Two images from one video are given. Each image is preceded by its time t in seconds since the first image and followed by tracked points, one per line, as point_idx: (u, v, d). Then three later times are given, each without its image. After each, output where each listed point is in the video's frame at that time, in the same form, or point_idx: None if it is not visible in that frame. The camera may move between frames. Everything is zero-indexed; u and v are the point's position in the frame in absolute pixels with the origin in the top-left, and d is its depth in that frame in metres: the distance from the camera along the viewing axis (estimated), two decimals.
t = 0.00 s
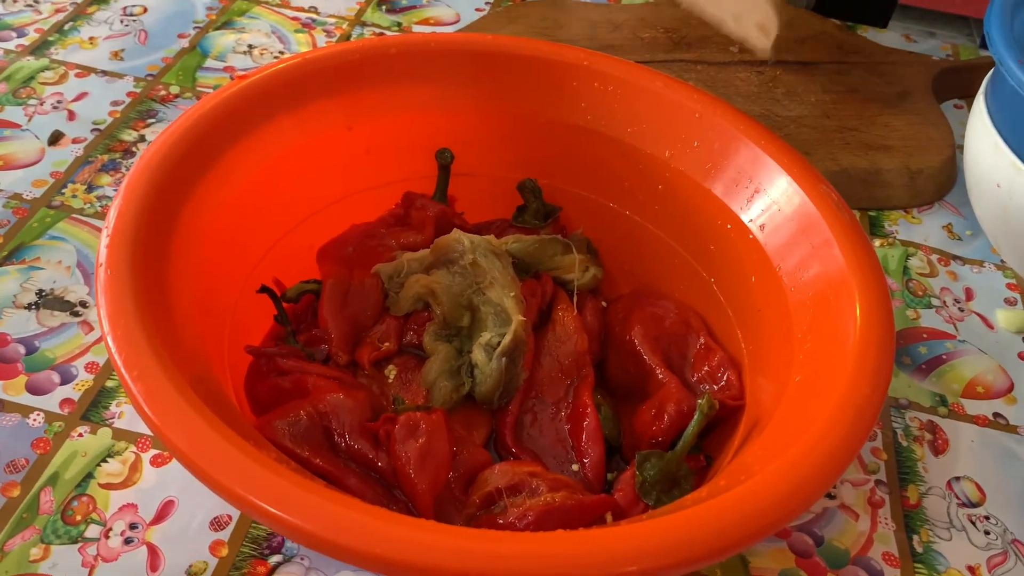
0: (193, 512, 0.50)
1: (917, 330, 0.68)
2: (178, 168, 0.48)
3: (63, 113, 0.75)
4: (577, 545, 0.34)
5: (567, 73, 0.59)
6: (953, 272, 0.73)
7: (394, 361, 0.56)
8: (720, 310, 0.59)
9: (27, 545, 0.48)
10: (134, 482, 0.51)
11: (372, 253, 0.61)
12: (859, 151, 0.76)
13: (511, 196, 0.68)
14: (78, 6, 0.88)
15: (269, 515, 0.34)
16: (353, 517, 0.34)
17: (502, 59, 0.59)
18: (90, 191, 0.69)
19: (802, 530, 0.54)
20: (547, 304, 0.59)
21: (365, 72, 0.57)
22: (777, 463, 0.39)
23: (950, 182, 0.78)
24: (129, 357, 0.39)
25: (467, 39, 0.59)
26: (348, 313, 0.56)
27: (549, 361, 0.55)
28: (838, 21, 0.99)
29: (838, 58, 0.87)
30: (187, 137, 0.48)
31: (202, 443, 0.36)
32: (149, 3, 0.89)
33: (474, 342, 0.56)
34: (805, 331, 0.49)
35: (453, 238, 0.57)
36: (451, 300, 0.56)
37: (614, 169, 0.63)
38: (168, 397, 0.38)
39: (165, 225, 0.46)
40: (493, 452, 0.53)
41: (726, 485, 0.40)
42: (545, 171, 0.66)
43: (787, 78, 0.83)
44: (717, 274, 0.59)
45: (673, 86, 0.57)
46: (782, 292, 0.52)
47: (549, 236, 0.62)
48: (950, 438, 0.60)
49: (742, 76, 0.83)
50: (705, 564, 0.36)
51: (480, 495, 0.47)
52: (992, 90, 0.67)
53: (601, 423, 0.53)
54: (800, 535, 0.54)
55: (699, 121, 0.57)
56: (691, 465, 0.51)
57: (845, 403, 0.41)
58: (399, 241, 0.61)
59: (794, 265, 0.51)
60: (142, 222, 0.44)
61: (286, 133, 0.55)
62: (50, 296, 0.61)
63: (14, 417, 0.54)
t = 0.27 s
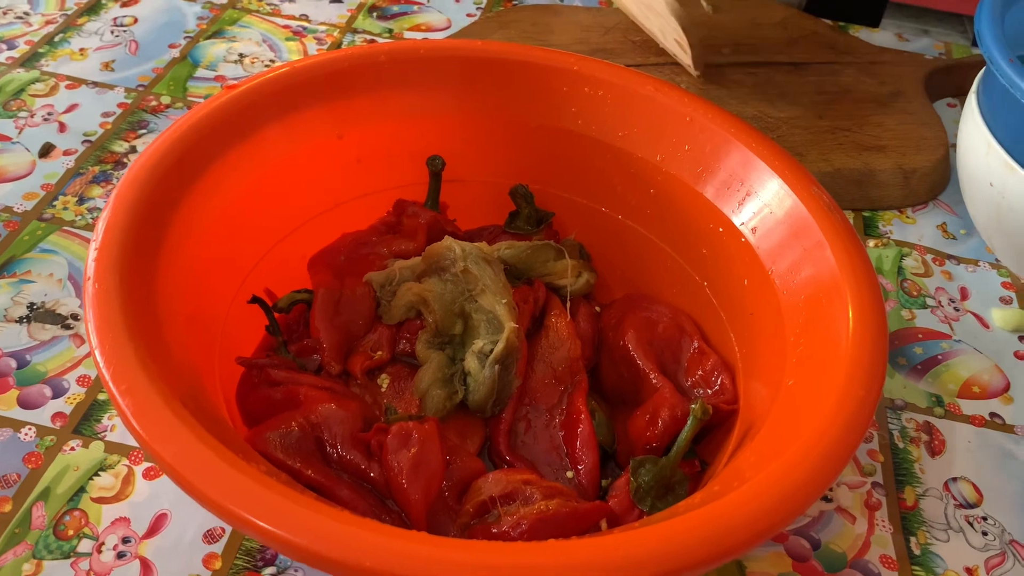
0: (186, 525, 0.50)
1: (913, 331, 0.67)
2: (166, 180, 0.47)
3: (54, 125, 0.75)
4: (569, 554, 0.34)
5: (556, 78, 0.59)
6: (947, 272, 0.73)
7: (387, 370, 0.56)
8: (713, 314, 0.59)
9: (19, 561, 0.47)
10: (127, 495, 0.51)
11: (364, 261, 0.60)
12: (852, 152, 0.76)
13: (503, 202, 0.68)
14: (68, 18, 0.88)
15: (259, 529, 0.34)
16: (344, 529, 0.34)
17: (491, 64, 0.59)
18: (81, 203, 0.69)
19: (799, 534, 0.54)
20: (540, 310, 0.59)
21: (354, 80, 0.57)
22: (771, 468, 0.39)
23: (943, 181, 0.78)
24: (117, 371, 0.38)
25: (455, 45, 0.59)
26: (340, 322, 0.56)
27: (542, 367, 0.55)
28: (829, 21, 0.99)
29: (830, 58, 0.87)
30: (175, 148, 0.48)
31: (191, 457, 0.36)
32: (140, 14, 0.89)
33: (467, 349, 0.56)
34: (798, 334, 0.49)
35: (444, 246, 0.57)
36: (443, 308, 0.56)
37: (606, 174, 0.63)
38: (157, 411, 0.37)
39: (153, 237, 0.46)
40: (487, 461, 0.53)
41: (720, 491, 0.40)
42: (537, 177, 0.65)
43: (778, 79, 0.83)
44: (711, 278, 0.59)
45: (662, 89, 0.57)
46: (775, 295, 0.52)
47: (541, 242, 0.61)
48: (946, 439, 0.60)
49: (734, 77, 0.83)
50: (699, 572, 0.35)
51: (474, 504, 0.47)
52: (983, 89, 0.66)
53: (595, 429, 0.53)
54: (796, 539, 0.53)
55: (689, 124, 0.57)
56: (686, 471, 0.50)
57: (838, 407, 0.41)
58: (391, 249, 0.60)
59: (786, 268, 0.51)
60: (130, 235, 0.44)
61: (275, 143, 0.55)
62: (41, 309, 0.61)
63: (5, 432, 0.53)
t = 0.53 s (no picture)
0: (175, 539, 0.49)
1: (905, 334, 0.67)
2: (150, 193, 0.47)
3: (41, 136, 0.75)
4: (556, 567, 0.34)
5: (544, 84, 0.59)
6: (939, 274, 0.73)
7: (376, 380, 0.55)
8: (703, 319, 0.59)
9: None
10: (115, 510, 0.50)
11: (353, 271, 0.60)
12: (843, 154, 0.76)
13: (493, 209, 0.68)
14: (55, 28, 0.88)
15: (244, 545, 0.34)
16: (329, 545, 0.34)
17: (478, 72, 0.59)
18: (69, 215, 0.69)
19: (791, 540, 0.54)
20: (530, 318, 0.58)
21: (340, 89, 0.57)
22: (760, 477, 0.39)
23: (934, 183, 0.78)
24: (100, 388, 0.38)
25: (442, 53, 0.58)
26: (329, 332, 0.56)
27: (532, 375, 0.55)
28: (819, 23, 0.99)
29: (820, 60, 0.86)
30: (160, 161, 0.48)
31: (175, 474, 0.36)
32: (128, 23, 0.89)
33: (456, 359, 0.56)
34: (788, 340, 0.49)
35: (432, 254, 0.57)
36: (432, 317, 0.56)
37: (595, 180, 0.62)
38: (141, 427, 0.37)
39: (138, 251, 0.46)
40: (477, 471, 0.53)
41: (709, 500, 0.40)
42: (526, 184, 0.65)
43: (768, 82, 0.83)
44: (700, 284, 0.59)
45: (650, 95, 0.57)
46: (764, 301, 0.52)
47: (531, 249, 0.61)
48: (939, 442, 0.60)
49: (724, 81, 0.83)
50: None
51: (464, 514, 0.46)
52: (972, 91, 0.66)
53: (585, 438, 0.53)
54: (789, 545, 0.53)
55: (677, 130, 0.56)
56: (677, 478, 0.50)
57: (828, 414, 0.41)
58: (379, 258, 0.60)
59: (775, 273, 0.51)
60: (114, 249, 0.44)
61: (261, 153, 0.55)
62: (29, 322, 0.61)
63: None
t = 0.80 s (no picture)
0: (183, 545, 0.49)
1: (909, 336, 0.67)
2: (156, 199, 0.47)
3: (44, 141, 0.75)
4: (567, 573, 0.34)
5: (548, 89, 0.59)
6: (942, 276, 0.73)
7: (382, 385, 0.55)
8: (709, 323, 0.59)
9: None
10: (122, 516, 0.50)
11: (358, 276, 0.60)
12: (846, 157, 0.76)
13: (497, 213, 0.68)
14: (57, 32, 0.88)
15: (254, 552, 0.34)
16: (340, 551, 0.34)
17: (483, 76, 0.59)
18: (73, 220, 0.68)
19: (798, 543, 0.54)
20: (535, 322, 0.59)
21: (345, 94, 0.57)
22: (769, 482, 0.39)
23: (936, 185, 0.78)
24: (109, 395, 0.38)
25: (447, 58, 0.58)
26: (335, 337, 0.56)
27: (539, 380, 0.55)
28: (820, 26, 0.99)
29: (821, 63, 0.87)
30: (166, 167, 0.48)
31: (185, 481, 0.36)
32: (129, 27, 0.89)
33: (462, 363, 0.56)
34: (795, 344, 0.49)
35: (438, 259, 0.57)
36: (438, 322, 0.56)
37: (599, 184, 0.62)
38: (150, 434, 0.37)
39: (145, 257, 0.46)
40: (485, 476, 0.53)
41: (719, 505, 0.40)
42: (530, 188, 0.65)
43: (770, 85, 0.83)
44: (706, 288, 0.59)
45: (654, 99, 0.57)
46: (770, 304, 0.52)
47: (536, 253, 0.61)
48: (944, 445, 0.60)
49: (726, 84, 0.83)
50: None
51: (472, 520, 0.46)
52: (975, 93, 0.67)
53: (593, 442, 0.53)
54: (796, 549, 0.53)
55: (681, 134, 0.57)
56: (684, 483, 0.50)
57: (836, 417, 0.41)
58: (384, 262, 0.60)
59: (782, 277, 0.51)
60: (121, 255, 0.44)
61: (267, 159, 0.55)
62: (34, 328, 0.61)
63: None
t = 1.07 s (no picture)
0: (192, 549, 0.49)
1: (913, 343, 0.68)
2: (168, 203, 0.47)
3: (51, 145, 0.75)
4: None
5: (556, 95, 0.59)
6: (946, 284, 0.73)
7: (391, 390, 0.56)
8: (715, 330, 0.59)
9: None
10: (131, 520, 0.50)
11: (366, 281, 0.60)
12: (850, 164, 0.76)
13: (504, 219, 0.68)
14: (63, 36, 0.88)
15: (268, 557, 0.34)
16: (354, 556, 0.34)
17: (491, 83, 0.59)
18: (80, 224, 0.69)
19: (805, 550, 0.54)
20: (543, 328, 0.59)
21: (354, 100, 0.57)
22: (780, 489, 0.39)
23: (939, 193, 0.79)
24: (122, 399, 0.38)
25: (456, 64, 0.59)
26: (344, 342, 0.56)
27: (547, 386, 0.55)
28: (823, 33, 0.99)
29: (825, 70, 0.87)
30: (178, 172, 0.48)
31: (199, 485, 0.36)
32: (135, 31, 0.89)
33: (471, 369, 0.56)
34: (803, 352, 0.49)
35: (447, 265, 0.57)
36: (446, 327, 0.56)
37: (606, 191, 0.63)
38: (164, 438, 0.37)
39: (157, 261, 0.46)
40: (493, 482, 0.53)
41: (729, 512, 0.40)
42: (537, 194, 0.66)
43: (774, 92, 0.84)
44: (713, 294, 0.59)
45: (662, 106, 0.57)
46: (778, 312, 0.52)
47: (543, 259, 0.61)
48: (949, 452, 0.60)
49: (730, 91, 0.84)
50: None
51: (481, 525, 0.46)
52: (979, 102, 0.67)
53: (601, 448, 0.53)
54: (803, 555, 0.53)
55: (689, 141, 0.57)
56: (693, 489, 0.50)
57: (846, 424, 0.41)
58: (392, 267, 0.60)
59: (790, 285, 0.51)
60: (134, 260, 0.44)
61: (276, 164, 0.55)
62: (42, 331, 0.61)
63: (7, 457, 0.53)
